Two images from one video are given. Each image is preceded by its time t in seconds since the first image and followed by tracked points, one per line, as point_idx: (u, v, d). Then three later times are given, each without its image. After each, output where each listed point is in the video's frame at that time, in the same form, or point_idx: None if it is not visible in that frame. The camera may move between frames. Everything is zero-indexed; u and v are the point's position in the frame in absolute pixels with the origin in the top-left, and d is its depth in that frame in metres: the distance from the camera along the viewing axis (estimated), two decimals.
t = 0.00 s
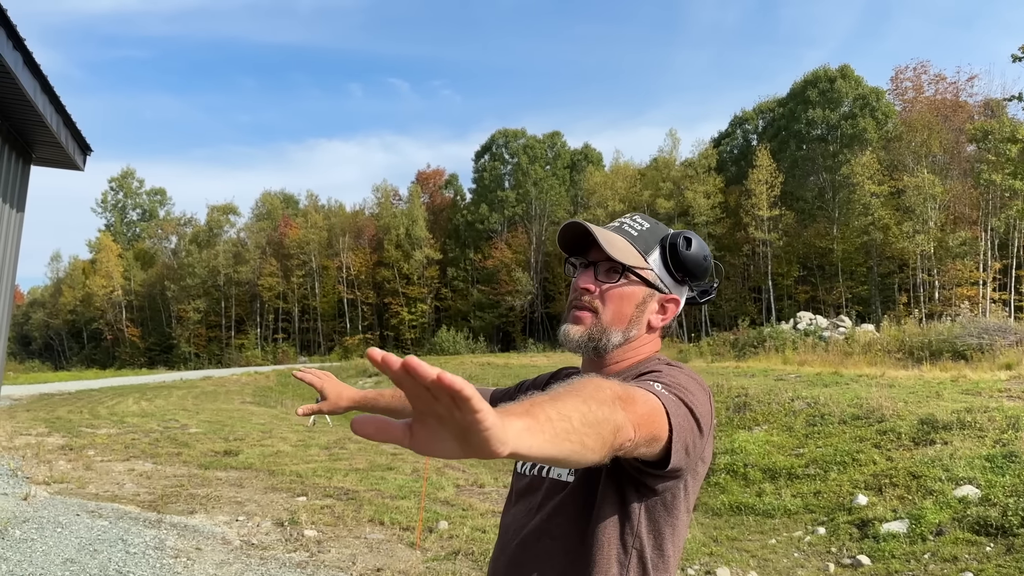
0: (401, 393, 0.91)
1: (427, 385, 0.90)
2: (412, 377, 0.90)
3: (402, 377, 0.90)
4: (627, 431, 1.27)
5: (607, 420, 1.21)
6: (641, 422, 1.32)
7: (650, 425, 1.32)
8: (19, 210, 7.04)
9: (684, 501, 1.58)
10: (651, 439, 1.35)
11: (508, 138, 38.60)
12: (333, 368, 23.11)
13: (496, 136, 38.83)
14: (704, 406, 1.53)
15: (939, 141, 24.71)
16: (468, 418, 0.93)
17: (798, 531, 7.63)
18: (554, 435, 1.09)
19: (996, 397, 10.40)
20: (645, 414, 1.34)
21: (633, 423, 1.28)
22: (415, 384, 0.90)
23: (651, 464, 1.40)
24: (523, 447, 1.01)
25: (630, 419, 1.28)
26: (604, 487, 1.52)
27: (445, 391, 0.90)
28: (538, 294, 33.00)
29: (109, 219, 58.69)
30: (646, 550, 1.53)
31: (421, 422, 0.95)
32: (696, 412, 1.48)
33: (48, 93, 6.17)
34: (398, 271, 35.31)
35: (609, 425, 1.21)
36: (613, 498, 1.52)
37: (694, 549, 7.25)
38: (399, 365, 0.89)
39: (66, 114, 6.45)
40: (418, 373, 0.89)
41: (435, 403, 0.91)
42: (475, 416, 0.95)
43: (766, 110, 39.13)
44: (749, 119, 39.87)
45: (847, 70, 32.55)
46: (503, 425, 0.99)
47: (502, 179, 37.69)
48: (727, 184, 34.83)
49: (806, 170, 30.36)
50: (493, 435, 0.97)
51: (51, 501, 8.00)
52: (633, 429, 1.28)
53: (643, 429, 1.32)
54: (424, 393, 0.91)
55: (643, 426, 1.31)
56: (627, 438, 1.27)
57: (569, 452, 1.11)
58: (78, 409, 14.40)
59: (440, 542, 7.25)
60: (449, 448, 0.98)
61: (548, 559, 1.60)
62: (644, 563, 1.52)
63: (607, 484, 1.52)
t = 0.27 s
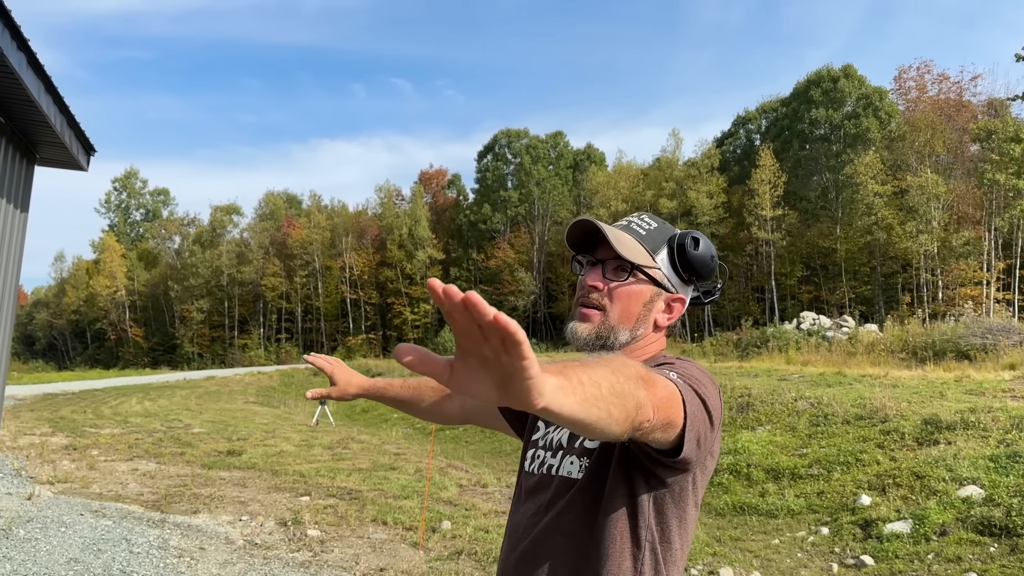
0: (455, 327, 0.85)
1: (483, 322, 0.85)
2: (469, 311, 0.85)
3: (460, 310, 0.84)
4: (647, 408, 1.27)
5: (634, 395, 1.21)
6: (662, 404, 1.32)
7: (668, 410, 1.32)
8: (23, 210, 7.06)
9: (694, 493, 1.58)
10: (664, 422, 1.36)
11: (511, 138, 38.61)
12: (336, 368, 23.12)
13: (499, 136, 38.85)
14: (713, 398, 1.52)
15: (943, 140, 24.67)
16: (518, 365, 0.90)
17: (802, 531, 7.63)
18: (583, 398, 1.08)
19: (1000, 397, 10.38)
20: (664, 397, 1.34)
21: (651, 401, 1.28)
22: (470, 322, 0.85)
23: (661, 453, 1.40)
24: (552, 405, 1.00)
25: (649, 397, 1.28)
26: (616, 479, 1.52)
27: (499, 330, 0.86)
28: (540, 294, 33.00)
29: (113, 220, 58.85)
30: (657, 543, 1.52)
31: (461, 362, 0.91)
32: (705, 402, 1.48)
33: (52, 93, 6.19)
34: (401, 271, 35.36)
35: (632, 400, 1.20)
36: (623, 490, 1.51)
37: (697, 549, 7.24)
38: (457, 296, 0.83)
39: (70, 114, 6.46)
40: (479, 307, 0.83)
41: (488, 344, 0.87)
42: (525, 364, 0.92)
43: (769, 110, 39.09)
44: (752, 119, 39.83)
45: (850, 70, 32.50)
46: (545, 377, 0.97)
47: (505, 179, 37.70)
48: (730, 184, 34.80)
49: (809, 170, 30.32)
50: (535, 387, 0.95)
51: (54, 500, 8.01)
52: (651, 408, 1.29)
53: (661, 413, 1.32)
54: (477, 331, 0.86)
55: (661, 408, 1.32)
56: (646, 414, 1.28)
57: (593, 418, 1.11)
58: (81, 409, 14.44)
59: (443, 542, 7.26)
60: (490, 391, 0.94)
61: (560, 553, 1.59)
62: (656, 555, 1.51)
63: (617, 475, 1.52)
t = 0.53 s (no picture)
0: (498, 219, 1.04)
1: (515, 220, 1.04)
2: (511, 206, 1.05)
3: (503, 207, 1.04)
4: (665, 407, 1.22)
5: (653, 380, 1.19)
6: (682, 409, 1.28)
7: (692, 421, 1.31)
8: (26, 210, 7.06)
9: (700, 490, 1.58)
10: (679, 434, 1.31)
11: (512, 138, 38.61)
12: (338, 367, 23.10)
13: (501, 136, 38.85)
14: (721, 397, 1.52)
15: (946, 140, 24.64)
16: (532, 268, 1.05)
17: (804, 531, 7.62)
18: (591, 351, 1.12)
19: (1003, 397, 10.36)
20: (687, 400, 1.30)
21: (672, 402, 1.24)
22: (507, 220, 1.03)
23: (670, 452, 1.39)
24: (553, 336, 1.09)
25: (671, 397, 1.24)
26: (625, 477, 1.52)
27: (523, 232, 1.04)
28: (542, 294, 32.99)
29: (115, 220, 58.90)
30: (667, 537, 1.54)
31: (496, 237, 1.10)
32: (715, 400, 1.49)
33: (55, 93, 6.19)
34: (403, 271, 35.40)
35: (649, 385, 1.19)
36: (632, 489, 1.51)
37: (700, 549, 7.23)
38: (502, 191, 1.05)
39: (73, 114, 6.47)
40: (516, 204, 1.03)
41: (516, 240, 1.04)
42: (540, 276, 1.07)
43: (772, 109, 39.04)
44: (755, 119, 39.80)
45: (852, 69, 32.46)
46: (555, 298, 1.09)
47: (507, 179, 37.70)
48: (733, 183, 34.76)
49: (812, 170, 30.29)
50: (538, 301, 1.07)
51: (57, 500, 8.02)
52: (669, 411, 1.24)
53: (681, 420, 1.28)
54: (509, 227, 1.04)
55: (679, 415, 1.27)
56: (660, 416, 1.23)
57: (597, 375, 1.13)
58: (84, 408, 14.46)
59: (446, 542, 7.26)
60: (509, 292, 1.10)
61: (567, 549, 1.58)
62: (665, 550, 1.52)
63: (627, 471, 1.52)
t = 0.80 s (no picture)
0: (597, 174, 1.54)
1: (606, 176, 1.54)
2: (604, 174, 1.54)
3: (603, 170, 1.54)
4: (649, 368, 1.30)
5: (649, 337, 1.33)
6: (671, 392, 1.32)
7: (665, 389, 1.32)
8: (29, 210, 7.09)
9: (697, 488, 1.59)
10: (654, 420, 1.32)
11: (514, 138, 38.64)
12: (340, 367, 23.13)
13: (502, 136, 38.87)
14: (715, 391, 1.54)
15: (947, 139, 24.64)
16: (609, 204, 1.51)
17: (805, 531, 7.63)
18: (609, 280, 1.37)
19: (1004, 397, 10.36)
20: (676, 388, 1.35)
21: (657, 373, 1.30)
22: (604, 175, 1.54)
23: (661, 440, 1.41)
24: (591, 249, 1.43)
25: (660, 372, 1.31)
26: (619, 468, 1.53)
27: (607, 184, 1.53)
28: (544, 294, 33.00)
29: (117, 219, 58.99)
30: (664, 531, 1.55)
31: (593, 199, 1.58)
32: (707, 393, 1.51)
33: (57, 93, 6.22)
34: (404, 271, 35.46)
35: (637, 339, 1.31)
36: (626, 481, 1.52)
37: (701, 548, 7.25)
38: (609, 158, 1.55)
39: (75, 114, 6.49)
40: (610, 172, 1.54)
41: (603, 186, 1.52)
42: (606, 214, 1.49)
43: (773, 109, 39.04)
44: (756, 118, 39.81)
45: (854, 68, 32.45)
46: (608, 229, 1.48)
47: (508, 178, 37.73)
48: (734, 183, 34.75)
49: (813, 170, 30.31)
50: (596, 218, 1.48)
51: (59, 499, 8.04)
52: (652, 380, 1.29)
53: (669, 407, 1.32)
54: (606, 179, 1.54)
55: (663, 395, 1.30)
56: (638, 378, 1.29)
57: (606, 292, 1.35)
58: (86, 408, 14.49)
59: (447, 541, 7.27)
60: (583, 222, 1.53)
61: (563, 543, 1.59)
62: (663, 545, 1.52)
63: (621, 460, 1.54)
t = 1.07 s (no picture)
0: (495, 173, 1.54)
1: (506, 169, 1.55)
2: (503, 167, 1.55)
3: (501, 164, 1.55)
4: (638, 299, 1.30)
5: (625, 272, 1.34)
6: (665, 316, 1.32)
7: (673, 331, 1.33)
8: (30, 210, 7.10)
9: (704, 480, 1.61)
10: (658, 360, 1.31)
11: (514, 137, 38.64)
12: (341, 366, 23.13)
13: (502, 135, 38.88)
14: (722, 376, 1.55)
15: (947, 139, 24.63)
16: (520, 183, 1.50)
17: (806, 530, 7.64)
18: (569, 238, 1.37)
19: (1005, 396, 10.36)
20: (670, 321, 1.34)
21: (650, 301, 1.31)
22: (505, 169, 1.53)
23: (665, 412, 1.42)
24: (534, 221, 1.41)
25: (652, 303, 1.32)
26: (624, 451, 1.54)
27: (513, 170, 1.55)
28: (544, 293, 32.99)
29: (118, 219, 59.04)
30: (670, 520, 1.55)
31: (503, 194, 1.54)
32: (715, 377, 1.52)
33: (58, 94, 6.23)
34: (405, 270, 35.51)
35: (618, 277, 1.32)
36: (633, 465, 1.53)
37: (701, 547, 7.26)
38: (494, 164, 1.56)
39: (76, 114, 6.50)
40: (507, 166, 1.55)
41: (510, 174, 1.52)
42: (527, 189, 1.48)
43: (773, 108, 39.04)
44: (756, 118, 39.82)
45: (854, 68, 32.43)
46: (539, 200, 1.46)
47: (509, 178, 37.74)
48: (734, 182, 34.74)
49: (814, 169, 30.29)
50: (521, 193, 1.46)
51: (60, 499, 8.05)
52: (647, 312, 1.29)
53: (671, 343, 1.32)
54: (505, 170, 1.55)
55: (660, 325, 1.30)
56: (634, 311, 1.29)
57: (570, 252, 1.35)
58: (87, 407, 14.50)
59: (448, 540, 7.28)
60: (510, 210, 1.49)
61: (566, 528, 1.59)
62: (668, 534, 1.53)
63: (626, 444, 1.55)
